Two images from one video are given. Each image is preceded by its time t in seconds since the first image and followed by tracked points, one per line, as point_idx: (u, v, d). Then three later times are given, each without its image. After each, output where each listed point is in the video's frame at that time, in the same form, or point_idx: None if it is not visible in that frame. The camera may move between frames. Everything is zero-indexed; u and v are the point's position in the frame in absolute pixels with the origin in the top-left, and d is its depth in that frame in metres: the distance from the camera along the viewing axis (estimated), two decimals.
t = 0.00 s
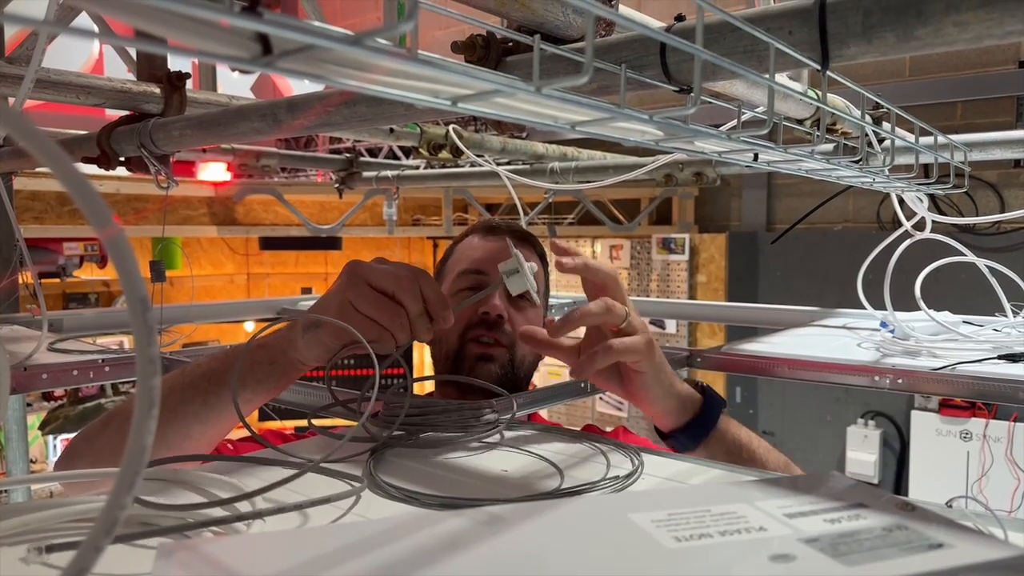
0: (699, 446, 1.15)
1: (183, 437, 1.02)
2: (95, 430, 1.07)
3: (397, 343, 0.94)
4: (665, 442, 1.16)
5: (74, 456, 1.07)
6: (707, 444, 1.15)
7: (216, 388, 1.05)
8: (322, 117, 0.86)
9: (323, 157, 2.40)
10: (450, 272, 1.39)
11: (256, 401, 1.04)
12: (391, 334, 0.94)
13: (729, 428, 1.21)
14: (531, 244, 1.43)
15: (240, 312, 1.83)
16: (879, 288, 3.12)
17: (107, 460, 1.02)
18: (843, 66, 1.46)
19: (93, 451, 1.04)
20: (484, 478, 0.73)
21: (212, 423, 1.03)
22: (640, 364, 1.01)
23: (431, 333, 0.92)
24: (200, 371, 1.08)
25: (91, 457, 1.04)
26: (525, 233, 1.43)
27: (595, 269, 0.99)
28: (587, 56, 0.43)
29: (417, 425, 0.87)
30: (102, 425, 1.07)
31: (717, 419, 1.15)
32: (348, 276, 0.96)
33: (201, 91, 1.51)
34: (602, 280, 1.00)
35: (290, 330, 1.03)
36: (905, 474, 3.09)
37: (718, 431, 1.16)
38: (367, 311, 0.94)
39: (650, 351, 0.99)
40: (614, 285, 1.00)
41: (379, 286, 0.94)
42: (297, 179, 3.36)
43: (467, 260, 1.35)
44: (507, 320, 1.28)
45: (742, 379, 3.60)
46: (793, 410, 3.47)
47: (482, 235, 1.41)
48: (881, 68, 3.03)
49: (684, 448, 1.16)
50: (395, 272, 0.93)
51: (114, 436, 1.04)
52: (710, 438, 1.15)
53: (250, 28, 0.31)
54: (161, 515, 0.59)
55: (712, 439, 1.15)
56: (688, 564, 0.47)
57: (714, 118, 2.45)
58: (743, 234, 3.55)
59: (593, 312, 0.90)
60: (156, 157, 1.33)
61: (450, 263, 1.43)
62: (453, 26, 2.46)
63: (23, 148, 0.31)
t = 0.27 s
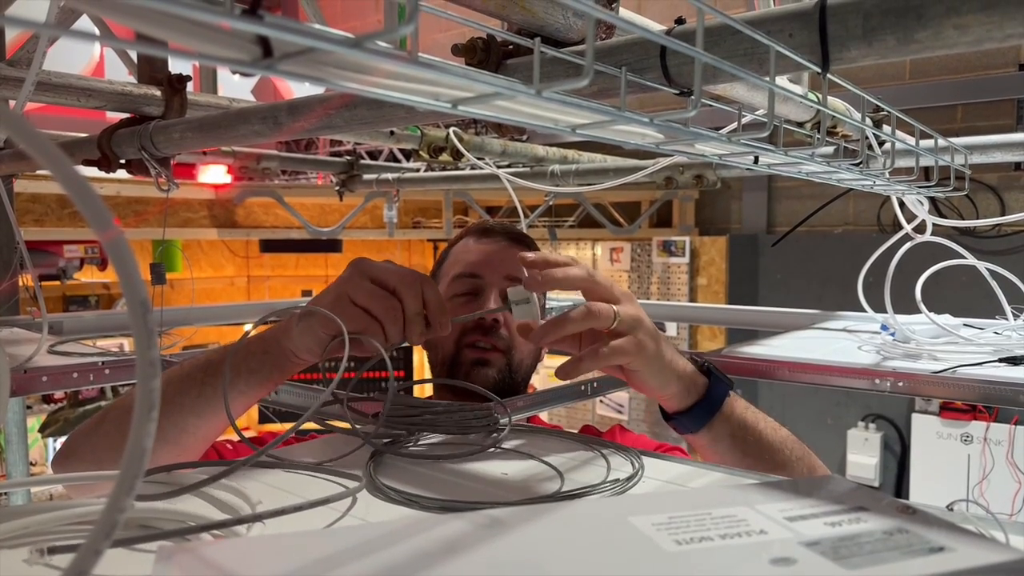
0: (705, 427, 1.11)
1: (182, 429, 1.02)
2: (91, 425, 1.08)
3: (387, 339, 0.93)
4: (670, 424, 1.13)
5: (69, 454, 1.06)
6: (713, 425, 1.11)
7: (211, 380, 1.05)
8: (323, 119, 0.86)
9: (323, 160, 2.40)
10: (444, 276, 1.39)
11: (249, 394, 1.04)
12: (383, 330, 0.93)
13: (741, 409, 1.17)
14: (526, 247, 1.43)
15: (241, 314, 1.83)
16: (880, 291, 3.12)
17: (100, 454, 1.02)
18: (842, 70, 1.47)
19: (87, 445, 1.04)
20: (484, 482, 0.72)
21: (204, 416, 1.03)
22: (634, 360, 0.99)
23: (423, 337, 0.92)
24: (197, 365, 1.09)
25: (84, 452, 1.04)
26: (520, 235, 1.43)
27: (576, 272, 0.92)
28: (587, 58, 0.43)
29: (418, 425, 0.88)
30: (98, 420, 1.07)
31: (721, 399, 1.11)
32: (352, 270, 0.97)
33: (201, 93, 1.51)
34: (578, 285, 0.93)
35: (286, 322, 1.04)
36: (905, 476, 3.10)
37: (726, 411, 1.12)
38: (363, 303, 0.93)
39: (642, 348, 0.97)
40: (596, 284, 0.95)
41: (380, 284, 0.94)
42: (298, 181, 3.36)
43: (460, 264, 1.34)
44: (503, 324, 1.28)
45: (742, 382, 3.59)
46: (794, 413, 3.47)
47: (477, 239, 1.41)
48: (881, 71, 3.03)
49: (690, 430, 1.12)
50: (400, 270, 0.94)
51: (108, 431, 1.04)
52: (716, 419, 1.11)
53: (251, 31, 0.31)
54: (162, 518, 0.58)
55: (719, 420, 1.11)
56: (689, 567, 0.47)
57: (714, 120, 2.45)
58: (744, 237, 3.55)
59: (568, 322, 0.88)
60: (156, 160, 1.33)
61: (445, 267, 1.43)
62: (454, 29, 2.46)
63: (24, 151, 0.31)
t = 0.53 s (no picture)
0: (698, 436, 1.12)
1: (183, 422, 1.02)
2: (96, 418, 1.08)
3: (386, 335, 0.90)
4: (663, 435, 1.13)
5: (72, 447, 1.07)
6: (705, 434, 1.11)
7: (215, 374, 1.05)
8: (323, 122, 0.86)
9: (324, 162, 2.40)
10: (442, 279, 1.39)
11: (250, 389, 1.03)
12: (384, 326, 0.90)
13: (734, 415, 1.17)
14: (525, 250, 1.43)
15: (241, 316, 1.83)
16: (880, 293, 3.12)
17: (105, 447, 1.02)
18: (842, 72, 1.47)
19: (92, 438, 1.05)
20: (485, 484, 0.72)
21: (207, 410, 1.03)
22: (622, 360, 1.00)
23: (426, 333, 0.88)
24: (201, 359, 1.09)
25: (89, 446, 1.05)
26: (519, 237, 1.43)
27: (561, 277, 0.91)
28: (587, 60, 0.43)
29: (417, 427, 0.87)
30: (102, 412, 1.07)
31: (712, 406, 1.11)
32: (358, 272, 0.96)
33: (202, 95, 1.51)
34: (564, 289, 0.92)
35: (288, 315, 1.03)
36: (905, 479, 3.09)
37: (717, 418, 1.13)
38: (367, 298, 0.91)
39: (629, 350, 0.98)
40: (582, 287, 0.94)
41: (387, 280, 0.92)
42: (298, 183, 3.36)
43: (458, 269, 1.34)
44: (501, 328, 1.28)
45: (742, 385, 3.59)
46: (794, 416, 3.46)
47: (475, 241, 1.41)
48: (881, 73, 3.03)
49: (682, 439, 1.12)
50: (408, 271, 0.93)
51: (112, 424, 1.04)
52: (708, 428, 1.11)
53: (251, 33, 0.31)
54: (161, 520, 0.58)
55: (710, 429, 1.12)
56: (689, 570, 0.47)
57: (714, 123, 2.45)
58: (744, 239, 3.55)
59: (557, 326, 0.88)
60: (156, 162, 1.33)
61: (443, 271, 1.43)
62: (454, 31, 2.47)
63: (24, 153, 0.31)
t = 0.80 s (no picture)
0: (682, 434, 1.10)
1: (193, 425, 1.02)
2: (103, 411, 1.08)
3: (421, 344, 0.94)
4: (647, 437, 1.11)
5: (78, 441, 1.06)
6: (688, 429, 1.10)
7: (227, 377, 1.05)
8: (323, 124, 0.86)
9: (323, 164, 2.40)
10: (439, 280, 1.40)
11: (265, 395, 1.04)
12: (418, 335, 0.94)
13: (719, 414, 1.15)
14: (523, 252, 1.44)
15: (241, 318, 1.83)
16: (880, 295, 3.12)
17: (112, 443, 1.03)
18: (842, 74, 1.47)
19: (98, 432, 1.05)
20: (484, 486, 0.72)
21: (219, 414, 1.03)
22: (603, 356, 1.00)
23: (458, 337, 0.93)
24: (216, 359, 1.09)
25: (96, 440, 1.04)
26: (517, 238, 1.43)
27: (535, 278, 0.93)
28: (586, 63, 0.43)
29: (414, 430, 0.87)
30: (108, 410, 1.07)
31: (691, 401, 1.10)
32: (377, 277, 0.99)
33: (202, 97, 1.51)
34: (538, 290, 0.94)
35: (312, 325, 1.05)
36: (905, 481, 3.09)
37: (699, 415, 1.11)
38: (397, 311, 0.95)
39: (610, 344, 0.98)
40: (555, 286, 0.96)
41: (411, 288, 0.95)
42: (298, 185, 3.36)
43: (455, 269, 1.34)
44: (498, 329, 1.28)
45: (742, 387, 3.59)
46: (794, 418, 3.46)
47: (472, 243, 1.41)
48: (880, 75, 3.04)
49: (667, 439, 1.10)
50: (427, 274, 0.95)
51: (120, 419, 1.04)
52: (690, 423, 1.10)
53: (251, 35, 0.31)
54: (161, 522, 0.58)
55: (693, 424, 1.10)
56: (689, 571, 0.47)
57: (714, 124, 2.45)
58: (744, 241, 3.55)
59: (540, 317, 0.88)
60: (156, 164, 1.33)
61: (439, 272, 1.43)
62: (453, 33, 2.47)
63: (24, 155, 0.31)
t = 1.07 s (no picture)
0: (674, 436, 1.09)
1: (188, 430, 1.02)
2: (100, 414, 1.08)
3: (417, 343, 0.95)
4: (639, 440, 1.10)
5: (74, 443, 1.06)
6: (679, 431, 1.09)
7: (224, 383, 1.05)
8: (322, 126, 0.87)
9: (323, 166, 2.41)
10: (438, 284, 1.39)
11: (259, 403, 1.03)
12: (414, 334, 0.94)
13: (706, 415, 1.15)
14: (523, 255, 1.43)
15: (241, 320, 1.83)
16: (880, 297, 3.12)
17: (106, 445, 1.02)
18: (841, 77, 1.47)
19: (95, 434, 1.05)
20: (484, 488, 0.72)
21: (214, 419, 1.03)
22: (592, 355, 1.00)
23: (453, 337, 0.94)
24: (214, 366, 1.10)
25: (92, 442, 1.04)
26: (516, 242, 1.43)
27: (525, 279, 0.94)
28: (586, 65, 0.43)
29: (413, 435, 0.87)
30: (106, 413, 1.07)
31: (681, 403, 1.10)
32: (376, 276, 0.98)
33: (202, 100, 1.51)
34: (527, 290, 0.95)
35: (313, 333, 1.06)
36: (906, 483, 3.09)
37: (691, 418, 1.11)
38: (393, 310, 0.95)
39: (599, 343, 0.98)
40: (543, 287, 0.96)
41: (407, 288, 0.95)
42: (298, 187, 3.36)
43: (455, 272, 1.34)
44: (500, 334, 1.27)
45: (742, 389, 3.59)
46: (795, 420, 3.46)
47: (472, 246, 1.41)
48: (880, 77, 3.04)
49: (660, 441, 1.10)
50: (422, 273, 0.95)
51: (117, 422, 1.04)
52: (681, 425, 1.09)
53: (251, 38, 0.31)
54: (159, 525, 0.58)
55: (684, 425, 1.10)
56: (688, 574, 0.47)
57: (714, 127, 2.45)
58: (743, 243, 3.55)
59: (530, 315, 0.88)
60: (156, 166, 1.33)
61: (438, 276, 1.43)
62: (454, 36, 2.47)
63: (23, 157, 0.31)
